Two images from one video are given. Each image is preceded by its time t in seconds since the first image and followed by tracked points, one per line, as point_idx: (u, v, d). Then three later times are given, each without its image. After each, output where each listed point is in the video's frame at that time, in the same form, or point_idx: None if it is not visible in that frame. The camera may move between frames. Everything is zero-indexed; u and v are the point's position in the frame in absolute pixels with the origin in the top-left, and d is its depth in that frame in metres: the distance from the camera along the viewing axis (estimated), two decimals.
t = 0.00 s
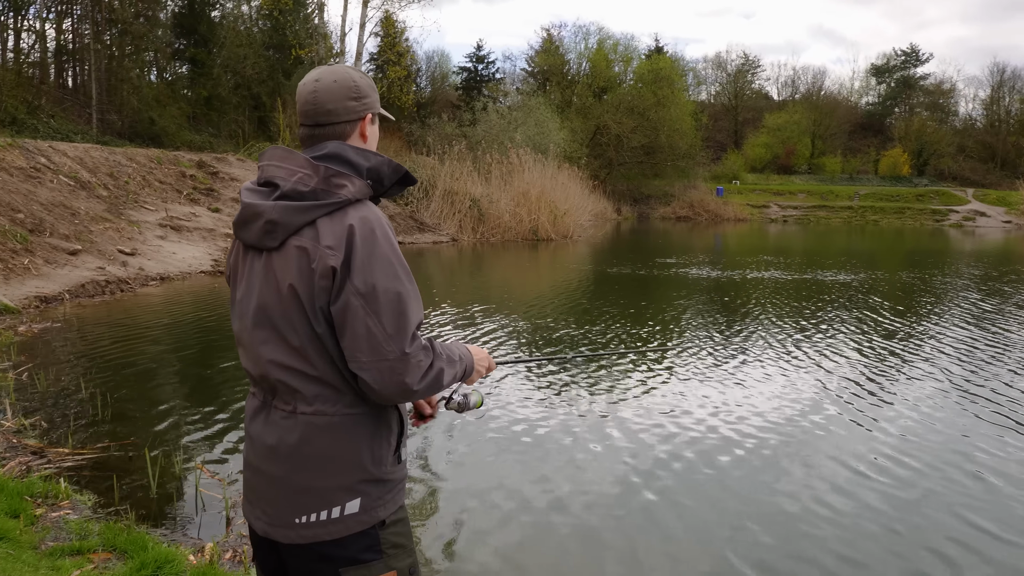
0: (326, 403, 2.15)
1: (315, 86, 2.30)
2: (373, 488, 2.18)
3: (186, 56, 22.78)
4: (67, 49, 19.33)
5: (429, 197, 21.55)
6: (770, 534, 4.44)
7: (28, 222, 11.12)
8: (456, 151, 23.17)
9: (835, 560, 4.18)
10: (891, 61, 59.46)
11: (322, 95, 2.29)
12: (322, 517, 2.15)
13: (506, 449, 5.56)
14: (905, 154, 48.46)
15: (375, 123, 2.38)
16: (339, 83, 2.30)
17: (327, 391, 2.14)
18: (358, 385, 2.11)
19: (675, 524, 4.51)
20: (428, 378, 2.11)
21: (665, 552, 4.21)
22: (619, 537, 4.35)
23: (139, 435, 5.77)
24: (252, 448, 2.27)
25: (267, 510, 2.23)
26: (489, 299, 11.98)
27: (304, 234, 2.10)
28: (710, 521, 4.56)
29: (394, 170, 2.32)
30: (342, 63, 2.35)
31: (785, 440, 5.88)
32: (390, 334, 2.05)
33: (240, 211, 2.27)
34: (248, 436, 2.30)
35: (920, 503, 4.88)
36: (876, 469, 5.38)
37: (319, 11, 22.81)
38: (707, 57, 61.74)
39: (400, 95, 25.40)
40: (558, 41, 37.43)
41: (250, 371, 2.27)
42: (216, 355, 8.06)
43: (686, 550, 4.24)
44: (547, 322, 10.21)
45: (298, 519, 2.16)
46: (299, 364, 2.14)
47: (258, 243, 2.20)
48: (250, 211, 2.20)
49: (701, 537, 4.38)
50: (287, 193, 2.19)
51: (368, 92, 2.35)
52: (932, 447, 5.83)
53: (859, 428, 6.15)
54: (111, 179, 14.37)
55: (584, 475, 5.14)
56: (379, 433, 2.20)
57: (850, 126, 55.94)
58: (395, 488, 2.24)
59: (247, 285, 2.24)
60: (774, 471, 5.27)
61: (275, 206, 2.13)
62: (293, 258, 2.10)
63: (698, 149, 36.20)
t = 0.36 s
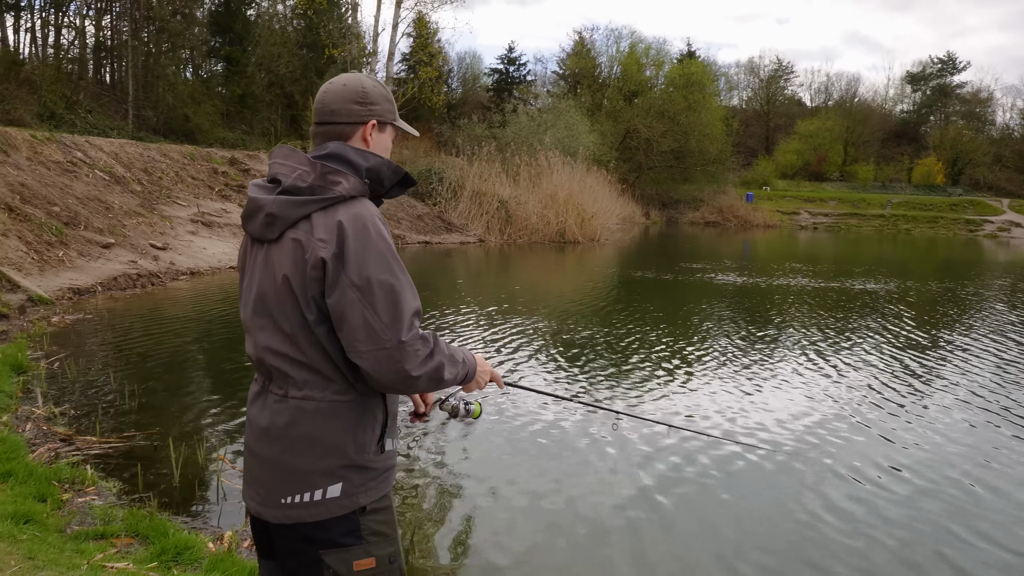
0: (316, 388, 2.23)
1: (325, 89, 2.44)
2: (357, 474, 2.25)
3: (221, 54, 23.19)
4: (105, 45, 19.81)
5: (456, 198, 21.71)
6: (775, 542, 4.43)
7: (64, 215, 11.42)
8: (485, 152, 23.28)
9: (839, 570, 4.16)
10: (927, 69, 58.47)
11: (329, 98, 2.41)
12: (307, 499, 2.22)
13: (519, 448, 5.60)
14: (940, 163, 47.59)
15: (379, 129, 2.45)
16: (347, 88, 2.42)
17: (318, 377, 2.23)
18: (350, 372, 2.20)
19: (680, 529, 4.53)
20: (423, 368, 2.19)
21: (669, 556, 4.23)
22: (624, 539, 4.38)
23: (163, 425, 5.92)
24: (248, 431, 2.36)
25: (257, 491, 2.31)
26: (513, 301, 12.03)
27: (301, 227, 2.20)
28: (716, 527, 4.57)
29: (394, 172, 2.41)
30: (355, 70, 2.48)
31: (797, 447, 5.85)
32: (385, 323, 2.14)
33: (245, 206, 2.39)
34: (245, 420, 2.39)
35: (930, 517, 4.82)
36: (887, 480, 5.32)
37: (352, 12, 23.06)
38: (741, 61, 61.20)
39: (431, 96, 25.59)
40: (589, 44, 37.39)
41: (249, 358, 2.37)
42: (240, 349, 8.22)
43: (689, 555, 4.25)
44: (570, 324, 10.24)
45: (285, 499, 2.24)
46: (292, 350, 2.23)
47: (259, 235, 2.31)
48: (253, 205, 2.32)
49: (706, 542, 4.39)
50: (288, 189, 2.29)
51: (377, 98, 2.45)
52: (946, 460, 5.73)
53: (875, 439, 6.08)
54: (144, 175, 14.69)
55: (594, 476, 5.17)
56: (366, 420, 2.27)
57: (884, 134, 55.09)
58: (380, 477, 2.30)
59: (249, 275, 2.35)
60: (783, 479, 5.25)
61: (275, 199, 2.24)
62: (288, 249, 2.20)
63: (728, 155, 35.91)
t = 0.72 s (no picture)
0: (327, 372, 2.30)
1: (362, 87, 2.50)
2: (362, 458, 2.30)
3: (265, 50, 23.62)
4: (153, 40, 20.45)
5: (494, 196, 21.91)
6: (793, 547, 4.40)
7: (108, 205, 11.76)
8: (522, 151, 23.31)
9: None
10: (977, 74, 56.94)
11: (364, 96, 2.48)
12: (313, 479, 2.29)
13: (542, 445, 5.62)
14: (988, 170, 46.26)
15: (409, 129, 2.50)
16: (382, 87, 2.48)
17: (329, 363, 2.30)
18: (361, 359, 2.27)
19: (698, 530, 4.52)
20: (432, 360, 2.25)
21: (684, 555, 4.23)
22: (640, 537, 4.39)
23: (197, 412, 6.08)
24: (265, 410, 2.45)
25: (270, 469, 2.40)
26: (548, 300, 12.05)
27: (320, 217, 2.28)
28: (734, 529, 4.55)
29: (418, 170, 2.46)
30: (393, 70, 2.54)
31: (823, 454, 5.77)
32: (398, 315, 2.20)
33: (273, 194, 2.49)
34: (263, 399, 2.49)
35: (954, 529, 4.71)
36: (912, 490, 5.22)
37: (394, 9, 23.25)
38: (784, 64, 60.29)
39: (470, 94, 25.71)
40: (630, 45, 37.18)
41: (269, 339, 2.47)
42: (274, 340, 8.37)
43: (704, 556, 4.24)
44: (605, 324, 10.22)
45: (293, 478, 2.31)
46: (306, 334, 2.31)
47: (284, 223, 2.41)
48: (280, 193, 2.42)
49: (722, 544, 4.38)
50: (312, 179, 2.37)
51: (409, 98, 2.51)
52: (977, 473, 5.58)
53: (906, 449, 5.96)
54: (187, 167, 15.05)
55: (616, 476, 5.17)
56: (375, 407, 2.33)
57: (930, 139, 53.79)
58: (384, 463, 2.34)
59: (272, 261, 2.45)
60: (806, 484, 5.20)
61: (299, 189, 2.33)
62: (307, 238, 2.28)
63: (769, 158, 35.41)
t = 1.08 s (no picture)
0: (351, 372, 2.27)
1: (378, 88, 2.44)
2: (390, 456, 2.26)
3: (287, 52, 23.77)
4: (177, 45, 20.75)
5: (518, 190, 21.84)
6: (832, 537, 4.29)
7: (136, 211, 11.91)
8: (546, 145, 23.20)
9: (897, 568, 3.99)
10: (1008, 52, 55.53)
11: (382, 96, 2.43)
12: (341, 477, 2.26)
13: (573, 439, 5.56)
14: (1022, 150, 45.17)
15: (428, 127, 2.45)
16: (400, 86, 2.43)
17: (354, 362, 2.26)
18: (386, 357, 2.23)
19: (733, 522, 4.42)
20: (461, 355, 2.20)
21: (720, 547, 4.14)
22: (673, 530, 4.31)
23: (228, 413, 6.11)
24: (291, 412, 2.43)
25: (300, 469, 2.37)
26: (576, 294, 11.96)
27: (340, 218, 2.25)
28: (771, 521, 4.44)
29: (437, 166, 2.40)
30: (409, 69, 2.48)
31: (862, 443, 5.63)
32: (423, 312, 2.17)
33: (294, 198, 2.47)
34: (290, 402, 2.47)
35: (999, 517, 4.56)
36: (955, 479, 5.05)
37: (414, 6, 23.21)
38: (810, 49, 59.30)
39: (491, 90, 25.64)
40: (652, 34, 36.80)
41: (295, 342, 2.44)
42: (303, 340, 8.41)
43: (739, 548, 4.15)
44: (635, 317, 10.12)
45: (322, 477, 2.29)
46: (329, 336, 2.28)
47: (305, 225, 2.39)
48: (301, 197, 2.40)
49: (758, 536, 4.28)
50: (331, 182, 2.35)
51: (427, 96, 2.45)
52: None
53: (949, 437, 5.78)
54: (213, 171, 15.20)
55: (650, 469, 5.09)
56: (402, 405, 2.29)
57: (961, 121, 52.59)
58: (413, 459, 2.30)
59: (295, 264, 2.43)
60: (844, 474, 5.07)
61: (318, 191, 2.31)
62: (328, 240, 2.26)
63: (796, 144, 34.86)
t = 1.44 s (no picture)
0: (363, 368, 2.27)
1: (384, 82, 2.43)
2: (402, 451, 2.26)
3: (293, 49, 23.69)
4: (182, 44, 20.84)
5: (525, 184, 21.81)
6: (843, 528, 4.27)
7: (144, 210, 11.96)
8: (552, 139, 23.16)
9: (909, 560, 3.97)
10: (1015, 39, 55.08)
11: (389, 92, 2.42)
12: (354, 473, 2.26)
13: (583, 432, 5.55)
14: None
15: (436, 121, 2.46)
16: (406, 81, 2.42)
17: (365, 358, 2.27)
18: (397, 353, 2.23)
19: (745, 514, 4.41)
20: (472, 350, 2.21)
21: (732, 539, 4.13)
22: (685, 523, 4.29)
23: (238, 410, 6.13)
24: (304, 408, 2.44)
25: (313, 465, 2.38)
26: (583, 287, 11.94)
27: (348, 215, 2.26)
28: (781, 513, 4.43)
29: (446, 161, 2.40)
30: (414, 62, 2.47)
31: (873, 433, 5.60)
32: (434, 307, 2.17)
33: (302, 195, 2.48)
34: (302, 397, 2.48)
35: (1013, 506, 4.52)
36: (968, 469, 5.01)
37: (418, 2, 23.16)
38: (816, 39, 58.95)
39: (497, 84, 25.58)
40: (657, 26, 36.63)
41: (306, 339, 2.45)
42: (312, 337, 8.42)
43: (751, 540, 4.13)
44: (643, 310, 10.09)
45: (336, 472, 2.29)
46: (340, 332, 2.29)
47: (314, 223, 2.40)
48: (309, 193, 2.41)
49: (769, 529, 4.26)
50: (340, 178, 2.35)
51: (434, 91, 2.45)
52: None
53: (960, 427, 5.75)
54: (220, 169, 15.23)
55: (661, 461, 5.08)
56: (413, 400, 2.29)
57: (968, 109, 52.22)
58: (424, 454, 2.30)
59: (305, 262, 2.44)
60: (855, 465, 5.03)
61: (326, 188, 2.32)
62: (336, 237, 2.26)
63: (802, 134, 34.68)
